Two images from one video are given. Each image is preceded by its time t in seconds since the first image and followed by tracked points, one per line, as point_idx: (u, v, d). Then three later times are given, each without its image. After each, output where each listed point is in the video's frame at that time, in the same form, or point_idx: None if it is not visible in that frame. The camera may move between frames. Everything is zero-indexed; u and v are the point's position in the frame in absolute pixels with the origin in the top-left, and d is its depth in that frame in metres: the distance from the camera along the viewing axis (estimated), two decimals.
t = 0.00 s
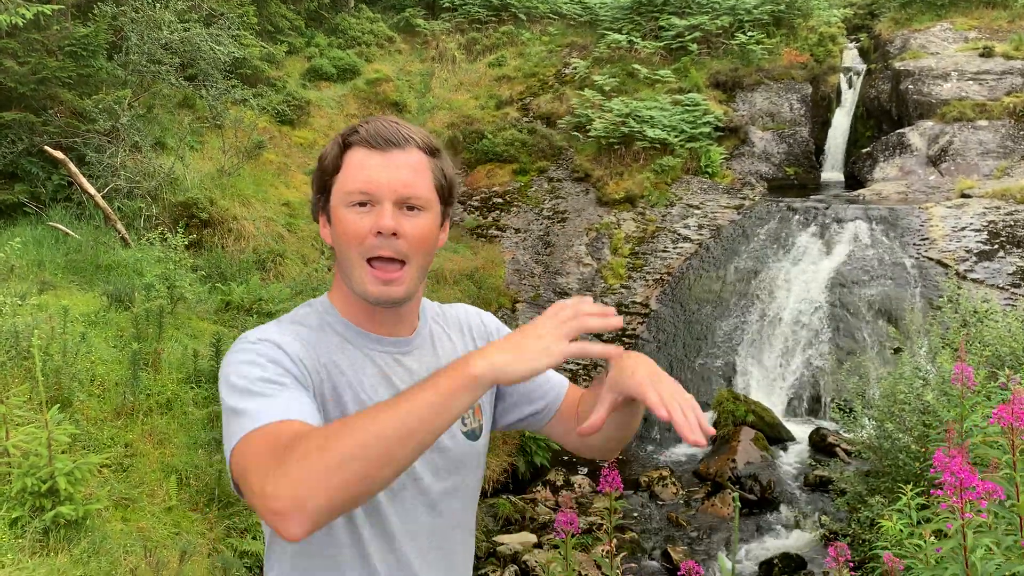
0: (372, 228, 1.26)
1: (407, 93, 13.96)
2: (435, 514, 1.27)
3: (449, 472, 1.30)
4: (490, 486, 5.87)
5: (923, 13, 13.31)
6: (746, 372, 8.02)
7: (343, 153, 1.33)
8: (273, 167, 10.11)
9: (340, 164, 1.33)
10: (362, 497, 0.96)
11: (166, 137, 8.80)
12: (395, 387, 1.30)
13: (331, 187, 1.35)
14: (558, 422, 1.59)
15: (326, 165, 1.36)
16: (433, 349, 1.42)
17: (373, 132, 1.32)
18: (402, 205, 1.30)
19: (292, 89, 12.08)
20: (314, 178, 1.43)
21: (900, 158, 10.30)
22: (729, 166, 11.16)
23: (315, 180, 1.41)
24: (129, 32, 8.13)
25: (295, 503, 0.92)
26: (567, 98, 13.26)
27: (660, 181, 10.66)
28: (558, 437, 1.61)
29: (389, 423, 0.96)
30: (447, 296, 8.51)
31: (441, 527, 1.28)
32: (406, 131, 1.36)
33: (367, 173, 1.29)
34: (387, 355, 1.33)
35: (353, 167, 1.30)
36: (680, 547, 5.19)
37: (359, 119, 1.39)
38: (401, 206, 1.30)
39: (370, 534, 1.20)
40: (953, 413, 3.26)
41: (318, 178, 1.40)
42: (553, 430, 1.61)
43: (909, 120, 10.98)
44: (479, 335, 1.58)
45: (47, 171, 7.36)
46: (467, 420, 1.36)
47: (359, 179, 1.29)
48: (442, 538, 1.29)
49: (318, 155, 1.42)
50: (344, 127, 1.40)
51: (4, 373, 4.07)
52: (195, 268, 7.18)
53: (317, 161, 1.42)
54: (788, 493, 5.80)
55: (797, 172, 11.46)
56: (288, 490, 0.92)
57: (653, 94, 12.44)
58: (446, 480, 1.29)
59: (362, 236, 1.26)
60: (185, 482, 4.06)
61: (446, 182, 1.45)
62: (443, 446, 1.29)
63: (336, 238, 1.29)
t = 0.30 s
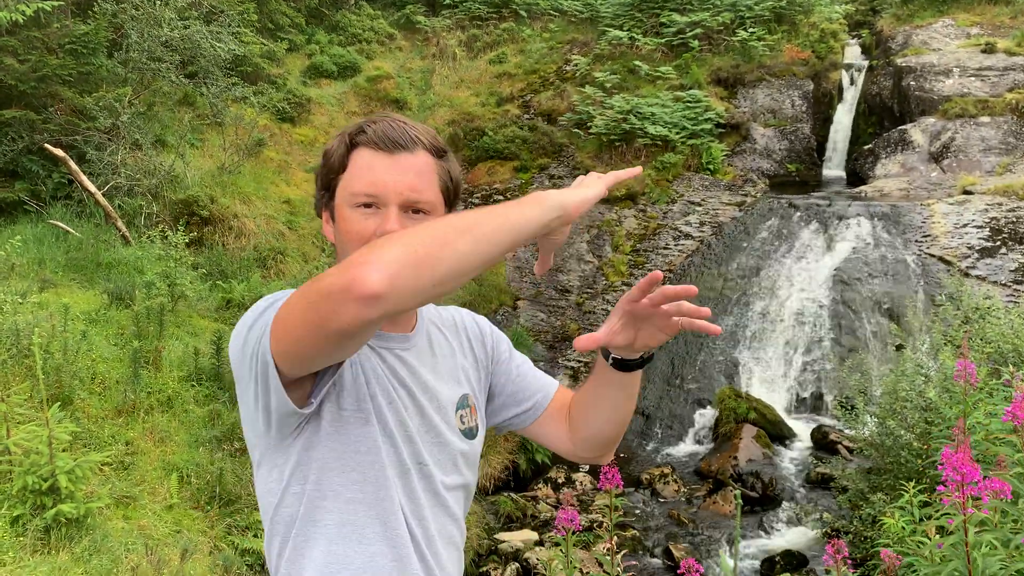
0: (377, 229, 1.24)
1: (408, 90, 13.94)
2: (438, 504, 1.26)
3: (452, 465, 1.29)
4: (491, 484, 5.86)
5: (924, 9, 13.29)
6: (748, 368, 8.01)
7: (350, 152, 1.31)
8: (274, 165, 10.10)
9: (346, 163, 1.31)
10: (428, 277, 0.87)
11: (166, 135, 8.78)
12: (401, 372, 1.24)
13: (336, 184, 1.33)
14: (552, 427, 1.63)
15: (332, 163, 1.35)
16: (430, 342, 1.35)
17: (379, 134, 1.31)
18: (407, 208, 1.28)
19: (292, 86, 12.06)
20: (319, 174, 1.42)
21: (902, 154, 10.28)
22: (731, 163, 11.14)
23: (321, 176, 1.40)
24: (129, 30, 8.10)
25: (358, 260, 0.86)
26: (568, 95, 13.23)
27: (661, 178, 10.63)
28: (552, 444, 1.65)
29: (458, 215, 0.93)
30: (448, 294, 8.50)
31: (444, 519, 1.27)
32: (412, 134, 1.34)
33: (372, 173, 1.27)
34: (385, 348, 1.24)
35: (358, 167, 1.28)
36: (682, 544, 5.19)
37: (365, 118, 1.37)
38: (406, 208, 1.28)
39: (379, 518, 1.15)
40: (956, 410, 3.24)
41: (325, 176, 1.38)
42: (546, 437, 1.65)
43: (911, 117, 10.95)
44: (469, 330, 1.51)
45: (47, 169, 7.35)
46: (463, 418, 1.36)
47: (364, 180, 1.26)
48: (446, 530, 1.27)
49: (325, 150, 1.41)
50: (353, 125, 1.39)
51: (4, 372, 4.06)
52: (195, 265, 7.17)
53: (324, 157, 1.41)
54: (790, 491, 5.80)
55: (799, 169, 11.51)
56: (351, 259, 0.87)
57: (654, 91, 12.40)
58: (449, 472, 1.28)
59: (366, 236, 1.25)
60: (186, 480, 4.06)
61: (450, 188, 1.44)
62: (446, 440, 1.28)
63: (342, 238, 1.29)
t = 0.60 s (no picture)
0: (387, 230, 1.24)
1: (408, 88, 13.92)
2: (438, 509, 1.27)
3: (453, 471, 1.30)
4: (493, 482, 5.85)
5: (925, 7, 13.28)
6: (748, 367, 8.01)
7: (364, 150, 1.31)
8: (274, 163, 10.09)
9: (359, 162, 1.31)
10: (454, 355, 0.93)
11: (167, 133, 8.77)
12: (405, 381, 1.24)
13: (347, 182, 1.33)
14: (545, 428, 1.62)
15: (344, 160, 1.34)
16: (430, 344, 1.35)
17: (395, 135, 1.29)
18: (419, 211, 1.28)
19: (293, 84, 12.06)
20: (329, 168, 1.41)
21: (903, 152, 10.24)
22: (732, 161, 11.13)
23: (330, 171, 1.39)
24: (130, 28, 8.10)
25: (391, 352, 0.88)
26: (568, 92, 13.21)
27: (661, 176, 10.60)
28: (544, 446, 1.63)
29: (471, 271, 0.96)
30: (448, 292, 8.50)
31: (444, 524, 1.28)
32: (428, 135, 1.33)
33: (387, 175, 1.26)
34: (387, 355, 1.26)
35: (372, 167, 1.28)
36: (683, 542, 5.18)
37: (381, 118, 1.36)
38: (417, 212, 1.28)
39: (380, 528, 1.14)
40: (958, 408, 3.24)
41: (335, 173, 1.38)
42: (538, 438, 1.63)
43: (912, 114, 10.93)
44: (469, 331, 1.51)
45: (48, 167, 7.34)
46: (462, 421, 1.37)
47: (378, 181, 1.26)
48: (444, 534, 1.28)
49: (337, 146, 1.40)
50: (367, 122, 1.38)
51: (5, 371, 4.07)
52: (196, 263, 7.17)
53: (335, 152, 1.40)
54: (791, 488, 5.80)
55: (800, 167, 11.45)
56: (382, 349, 0.89)
57: (655, 88, 12.38)
58: (449, 478, 1.29)
59: (377, 237, 1.25)
60: (187, 478, 4.06)
61: (461, 188, 1.43)
62: (446, 446, 1.28)
63: (351, 236, 1.28)
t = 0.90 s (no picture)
0: (407, 254, 1.25)
1: (408, 86, 13.91)
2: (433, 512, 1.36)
3: (447, 475, 1.38)
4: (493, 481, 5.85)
5: (926, 5, 13.27)
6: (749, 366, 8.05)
7: (390, 164, 1.29)
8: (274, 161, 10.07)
9: (384, 175, 1.29)
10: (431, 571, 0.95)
11: (167, 132, 8.75)
12: (408, 395, 1.30)
13: (369, 194, 1.31)
14: (526, 440, 1.66)
15: (367, 168, 1.31)
16: (428, 351, 1.41)
17: (428, 157, 1.29)
18: (441, 235, 1.28)
19: (293, 83, 12.05)
20: (349, 172, 1.38)
21: (903, 151, 10.21)
22: (732, 160, 11.12)
23: (350, 176, 1.37)
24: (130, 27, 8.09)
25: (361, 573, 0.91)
26: (569, 91, 13.21)
27: (662, 175, 10.59)
28: (521, 454, 1.69)
29: (480, 511, 0.88)
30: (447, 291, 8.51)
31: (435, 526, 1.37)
32: (459, 159, 1.33)
33: (415, 197, 1.26)
34: (391, 366, 1.29)
35: (400, 187, 1.27)
36: (682, 540, 5.19)
37: (412, 133, 1.34)
38: (440, 237, 1.28)
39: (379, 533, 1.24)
40: (958, 408, 3.24)
41: (355, 178, 1.35)
42: (516, 444, 1.68)
43: (913, 113, 10.92)
44: (464, 337, 1.56)
45: (47, 166, 7.34)
46: (457, 424, 1.45)
47: (405, 201, 1.26)
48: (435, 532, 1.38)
49: (359, 151, 1.37)
50: (396, 134, 1.35)
51: (5, 370, 4.07)
52: (196, 262, 7.16)
53: (355, 156, 1.37)
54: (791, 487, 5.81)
55: (800, 165, 11.48)
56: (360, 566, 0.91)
57: (655, 87, 12.37)
58: (442, 483, 1.37)
59: (397, 259, 1.25)
60: (188, 477, 4.06)
61: (481, 206, 1.45)
62: (443, 452, 1.36)
63: (368, 252, 1.27)
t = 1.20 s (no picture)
0: (407, 293, 1.26)
1: (409, 85, 13.89)
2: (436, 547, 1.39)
3: (445, 504, 1.40)
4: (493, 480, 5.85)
5: (927, 4, 13.25)
6: (750, 365, 8.02)
7: (386, 203, 1.31)
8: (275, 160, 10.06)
9: (380, 213, 1.30)
10: None
11: (167, 131, 8.61)
12: (403, 430, 1.32)
13: (365, 232, 1.32)
14: (512, 471, 1.73)
15: (363, 206, 1.33)
16: (425, 381, 1.44)
17: (426, 195, 1.31)
18: (440, 271, 1.30)
19: (294, 82, 12.04)
20: (346, 208, 1.39)
21: (904, 150, 10.20)
22: (733, 159, 11.11)
23: (347, 213, 1.38)
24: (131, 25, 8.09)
25: None
26: (569, 90, 13.20)
27: (663, 173, 10.55)
28: (508, 482, 1.75)
29: None
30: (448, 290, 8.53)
31: (436, 558, 1.38)
32: (455, 195, 1.36)
33: (412, 235, 1.28)
34: (386, 403, 1.31)
35: (396, 225, 1.29)
36: (683, 540, 5.19)
37: (409, 170, 1.36)
38: (439, 273, 1.30)
39: None
40: (958, 406, 3.23)
41: (351, 215, 1.36)
42: (504, 472, 1.74)
43: (914, 112, 10.91)
44: (460, 363, 1.59)
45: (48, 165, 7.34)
46: (454, 452, 1.47)
47: (401, 239, 1.27)
48: (437, 564, 1.38)
49: (356, 187, 1.38)
50: (392, 169, 1.36)
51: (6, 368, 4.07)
52: (197, 261, 7.17)
53: (350, 193, 1.38)
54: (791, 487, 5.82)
55: (801, 164, 11.46)
56: None
57: (656, 86, 12.35)
58: (441, 512, 1.39)
59: (396, 298, 1.26)
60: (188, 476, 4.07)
61: (479, 239, 1.46)
62: (441, 481, 1.39)
63: (367, 291, 1.28)
